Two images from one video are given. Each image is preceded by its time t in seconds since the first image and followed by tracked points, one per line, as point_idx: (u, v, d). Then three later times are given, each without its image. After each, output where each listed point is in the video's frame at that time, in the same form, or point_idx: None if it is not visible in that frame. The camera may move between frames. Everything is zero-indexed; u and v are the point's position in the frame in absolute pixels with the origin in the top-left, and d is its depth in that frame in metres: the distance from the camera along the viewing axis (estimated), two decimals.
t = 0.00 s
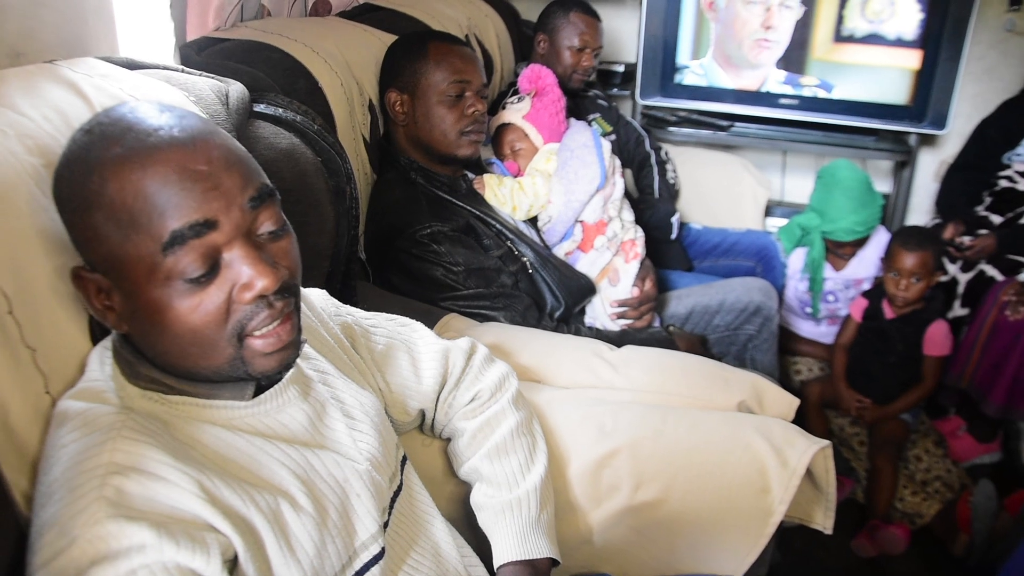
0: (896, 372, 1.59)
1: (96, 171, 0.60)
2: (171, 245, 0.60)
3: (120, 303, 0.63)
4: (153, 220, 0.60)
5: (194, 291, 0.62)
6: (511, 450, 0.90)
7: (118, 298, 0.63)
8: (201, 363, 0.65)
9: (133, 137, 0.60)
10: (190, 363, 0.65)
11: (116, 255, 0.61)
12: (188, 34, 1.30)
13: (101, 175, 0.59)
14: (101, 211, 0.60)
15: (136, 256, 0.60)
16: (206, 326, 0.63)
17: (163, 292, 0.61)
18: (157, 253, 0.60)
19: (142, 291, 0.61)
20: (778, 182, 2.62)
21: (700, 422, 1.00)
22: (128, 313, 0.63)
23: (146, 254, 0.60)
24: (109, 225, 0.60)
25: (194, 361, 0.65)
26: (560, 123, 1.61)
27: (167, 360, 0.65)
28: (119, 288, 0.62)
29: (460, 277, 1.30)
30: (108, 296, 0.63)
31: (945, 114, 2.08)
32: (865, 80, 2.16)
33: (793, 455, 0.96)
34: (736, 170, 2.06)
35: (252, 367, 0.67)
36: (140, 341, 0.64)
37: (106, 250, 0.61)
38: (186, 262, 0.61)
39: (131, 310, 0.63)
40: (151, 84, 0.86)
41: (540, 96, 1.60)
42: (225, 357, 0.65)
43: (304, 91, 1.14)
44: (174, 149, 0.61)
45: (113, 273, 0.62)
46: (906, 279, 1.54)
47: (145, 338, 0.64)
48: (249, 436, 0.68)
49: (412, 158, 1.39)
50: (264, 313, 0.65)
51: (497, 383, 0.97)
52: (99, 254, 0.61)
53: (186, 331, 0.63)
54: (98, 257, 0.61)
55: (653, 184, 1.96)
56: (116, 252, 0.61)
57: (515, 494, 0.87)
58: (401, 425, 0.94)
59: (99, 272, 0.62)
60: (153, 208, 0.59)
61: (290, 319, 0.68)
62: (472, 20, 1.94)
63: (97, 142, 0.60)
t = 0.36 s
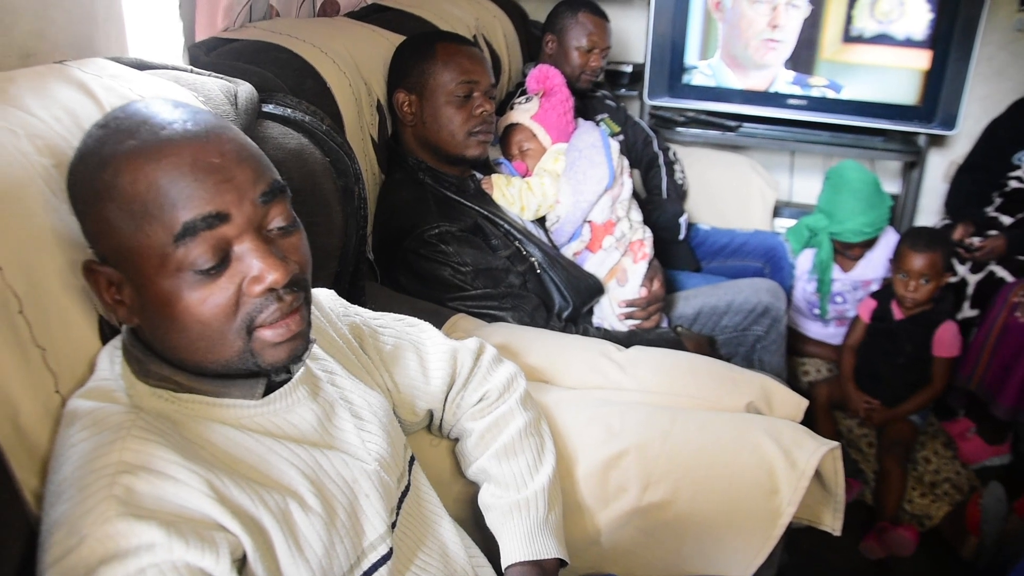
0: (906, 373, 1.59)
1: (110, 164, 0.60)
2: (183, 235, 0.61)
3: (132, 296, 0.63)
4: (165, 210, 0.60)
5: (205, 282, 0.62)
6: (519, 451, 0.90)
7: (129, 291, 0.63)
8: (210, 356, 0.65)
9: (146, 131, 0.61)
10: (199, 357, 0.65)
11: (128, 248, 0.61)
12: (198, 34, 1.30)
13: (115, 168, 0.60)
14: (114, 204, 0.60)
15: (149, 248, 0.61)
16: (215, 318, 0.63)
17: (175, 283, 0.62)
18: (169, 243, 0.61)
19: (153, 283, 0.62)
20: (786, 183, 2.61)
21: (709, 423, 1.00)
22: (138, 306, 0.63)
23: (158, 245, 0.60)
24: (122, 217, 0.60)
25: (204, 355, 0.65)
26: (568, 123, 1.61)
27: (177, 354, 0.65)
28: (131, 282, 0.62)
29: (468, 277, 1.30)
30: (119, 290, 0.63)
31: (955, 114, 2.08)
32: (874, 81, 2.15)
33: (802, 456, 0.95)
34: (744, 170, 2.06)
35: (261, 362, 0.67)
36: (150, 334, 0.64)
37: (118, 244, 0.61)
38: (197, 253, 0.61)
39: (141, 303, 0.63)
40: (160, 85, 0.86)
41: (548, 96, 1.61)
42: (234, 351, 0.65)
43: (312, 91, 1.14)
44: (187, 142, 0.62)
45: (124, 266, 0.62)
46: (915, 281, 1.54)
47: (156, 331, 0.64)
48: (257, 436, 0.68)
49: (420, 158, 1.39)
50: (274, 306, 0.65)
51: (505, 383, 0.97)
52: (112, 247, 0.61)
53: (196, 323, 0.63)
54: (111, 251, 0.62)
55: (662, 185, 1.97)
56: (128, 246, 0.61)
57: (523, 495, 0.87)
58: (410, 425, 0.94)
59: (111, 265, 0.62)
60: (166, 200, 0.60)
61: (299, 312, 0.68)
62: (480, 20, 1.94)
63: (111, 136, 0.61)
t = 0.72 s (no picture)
0: (916, 376, 1.59)
1: (144, 155, 0.61)
2: (212, 226, 0.61)
3: (153, 287, 0.63)
4: (196, 200, 0.61)
5: (232, 273, 0.62)
6: (528, 452, 0.90)
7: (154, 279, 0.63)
8: (230, 351, 0.65)
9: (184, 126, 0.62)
10: (219, 352, 0.65)
11: (156, 237, 0.61)
12: (207, 35, 1.31)
13: (149, 159, 0.61)
14: (145, 193, 0.61)
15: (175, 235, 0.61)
16: (238, 311, 0.63)
17: (202, 272, 0.62)
18: (196, 233, 0.61)
19: (180, 272, 0.62)
20: (795, 184, 2.61)
21: (719, 425, 0.99)
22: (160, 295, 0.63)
23: (186, 233, 0.61)
24: (151, 205, 0.61)
25: (224, 349, 0.65)
26: (578, 124, 1.61)
27: (197, 348, 0.65)
28: (155, 272, 0.62)
29: (476, 278, 1.30)
30: (144, 281, 0.63)
31: (965, 115, 2.07)
32: (884, 81, 2.15)
33: (811, 458, 0.95)
34: (753, 171, 2.05)
35: (280, 358, 0.67)
36: (172, 326, 0.64)
37: (145, 233, 0.61)
38: (224, 244, 0.61)
39: (163, 292, 0.63)
40: (171, 86, 0.86)
41: (558, 97, 1.61)
42: (254, 345, 0.65)
43: (321, 92, 1.14)
44: (224, 137, 0.63)
45: (148, 252, 0.62)
46: (923, 283, 1.53)
47: (177, 322, 0.64)
48: (267, 437, 0.68)
49: (430, 159, 1.39)
50: (296, 303, 0.65)
51: (513, 384, 0.97)
52: (137, 235, 0.62)
53: (218, 316, 0.63)
54: (136, 239, 0.62)
55: (671, 186, 1.97)
56: (156, 234, 0.61)
57: (531, 496, 0.87)
58: (419, 426, 0.95)
59: (135, 254, 0.62)
60: (199, 190, 0.60)
61: (319, 312, 0.68)
62: (490, 22, 1.95)
63: (148, 128, 0.62)
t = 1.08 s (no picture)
0: (920, 379, 1.58)
1: (216, 134, 0.66)
2: (273, 202, 0.65)
3: (195, 262, 0.66)
4: (260, 175, 0.65)
5: (282, 250, 0.66)
6: (531, 454, 0.90)
7: (198, 254, 0.66)
8: (266, 331, 0.67)
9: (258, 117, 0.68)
10: (255, 332, 0.67)
11: (212, 206, 0.65)
12: (213, 36, 1.31)
13: (219, 136, 0.65)
14: (204, 164, 0.65)
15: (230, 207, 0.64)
16: (280, 290, 0.66)
17: (253, 244, 0.65)
18: (251, 207, 0.65)
19: (229, 244, 0.65)
20: (799, 186, 2.60)
21: (722, 428, 0.99)
22: (202, 270, 0.66)
23: (241, 206, 0.64)
24: (212, 177, 0.65)
25: (260, 330, 0.67)
26: (583, 126, 1.62)
27: (231, 329, 0.67)
28: (201, 245, 0.65)
29: (480, 280, 1.30)
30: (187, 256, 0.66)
31: (970, 119, 2.06)
32: (888, 85, 2.15)
33: (815, 462, 0.95)
34: (758, 174, 2.05)
35: (314, 343, 0.69)
36: (211, 301, 0.66)
37: (199, 202, 0.65)
38: (276, 221, 0.65)
39: (207, 267, 0.65)
40: (178, 87, 0.86)
41: (563, 99, 1.61)
42: (291, 327, 0.68)
43: (326, 93, 1.14)
44: (291, 130, 0.68)
45: (200, 224, 0.65)
46: (928, 286, 1.53)
47: (217, 297, 0.66)
48: (275, 434, 0.68)
49: (434, 160, 1.39)
50: (334, 292, 0.68)
51: (517, 386, 0.97)
52: (188, 206, 0.65)
53: (259, 292, 0.66)
54: (186, 210, 0.65)
55: (675, 188, 1.96)
56: (213, 204, 0.65)
57: (535, 497, 0.87)
58: (422, 427, 0.94)
59: (183, 227, 0.65)
60: (266, 169, 0.65)
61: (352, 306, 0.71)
62: (495, 24, 1.95)
63: (221, 115, 0.67)
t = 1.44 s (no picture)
0: (918, 380, 1.58)
1: (288, 131, 0.66)
2: (361, 194, 0.70)
3: (286, 260, 0.67)
4: (349, 172, 0.69)
5: (365, 239, 0.71)
6: (530, 453, 0.90)
7: (291, 251, 0.67)
8: (351, 314, 0.72)
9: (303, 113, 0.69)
10: (341, 317, 0.71)
11: (308, 207, 0.66)
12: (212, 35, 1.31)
13: (290, 135, 0.66)
14: (292, 166, 0.65)
15: (335, 206, 0.68)
16: (366, 273, 0.72)
17: (346, 238, 0.69)
18: (349, 203, 0.69)
19: (333, 238, 0.68)
20: (798, 187, 2.61)
21: (721, 428, 0.99)
22: (300, 266, 0.67)
23: (344, 204, 0.68)
24: (309, 177, 0.66)
25: (345, 314, 0.72)
26: (582, 127, 1.62)
27: (321, 316, 0.70)
28: (293, 244, 0.67)
29: (479, 280, 1.30)
30: (275, 253, 0.66)
31: (968, 120, 2.07)
32: (887, 85, 2.15)
33: (813, 462, 0.95)
34: (757, 175, 2.06)
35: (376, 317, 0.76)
36: (307, 295, 0.69)
37: (296, 204, 0.66)
38: (364, 211, 0.71)
39: (307, 261, 0.68)
40: (178, 87, 0.87)
41: (562, 100, 1.61)
42: (366, 308, 0.73)
43: (326, 93, 1.14)
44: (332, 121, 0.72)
45: (296, 223, 0.66)
46: (926, 287, 1.53)
47: (314, 290, 0.69)
48: (285, 426, 0.68)
49: (433, 160, 1.39)
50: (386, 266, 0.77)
51: (516, 385, 0.97)
52: (282, 207, 0.65)
53: (350, 278, 0.70)
54: (280, 211, 0.65)
55: (674, 189, 1.97)
56: (310, 204, 0.66)
57: (534, 496, 0.87)
58: (421, 426, 0.94)
59: (276, 226, 0.65)
60: (345, 165, 0.69)
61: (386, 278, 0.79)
62: (494, 24, 1.96)
63: (271, 113, 0.67)
